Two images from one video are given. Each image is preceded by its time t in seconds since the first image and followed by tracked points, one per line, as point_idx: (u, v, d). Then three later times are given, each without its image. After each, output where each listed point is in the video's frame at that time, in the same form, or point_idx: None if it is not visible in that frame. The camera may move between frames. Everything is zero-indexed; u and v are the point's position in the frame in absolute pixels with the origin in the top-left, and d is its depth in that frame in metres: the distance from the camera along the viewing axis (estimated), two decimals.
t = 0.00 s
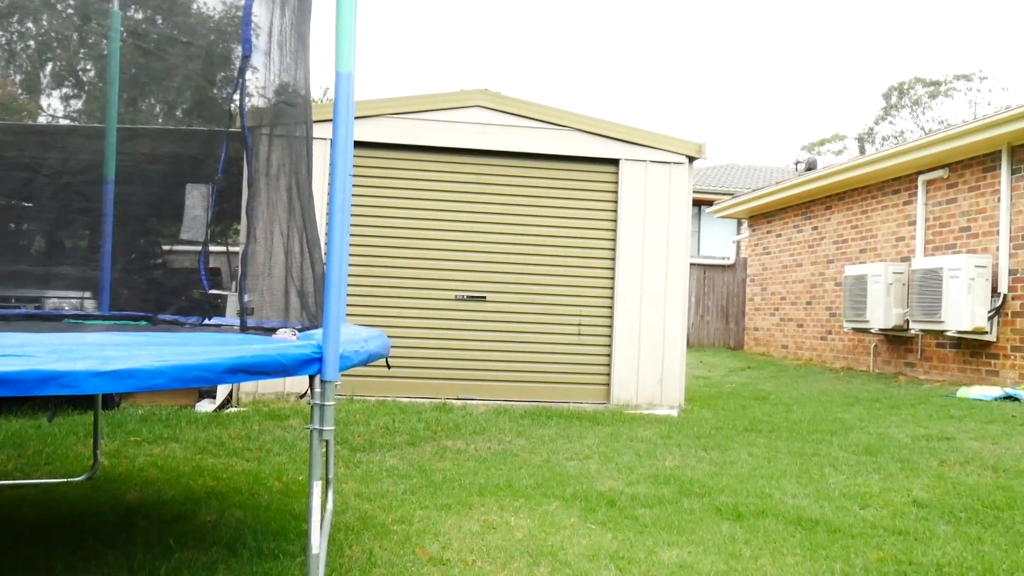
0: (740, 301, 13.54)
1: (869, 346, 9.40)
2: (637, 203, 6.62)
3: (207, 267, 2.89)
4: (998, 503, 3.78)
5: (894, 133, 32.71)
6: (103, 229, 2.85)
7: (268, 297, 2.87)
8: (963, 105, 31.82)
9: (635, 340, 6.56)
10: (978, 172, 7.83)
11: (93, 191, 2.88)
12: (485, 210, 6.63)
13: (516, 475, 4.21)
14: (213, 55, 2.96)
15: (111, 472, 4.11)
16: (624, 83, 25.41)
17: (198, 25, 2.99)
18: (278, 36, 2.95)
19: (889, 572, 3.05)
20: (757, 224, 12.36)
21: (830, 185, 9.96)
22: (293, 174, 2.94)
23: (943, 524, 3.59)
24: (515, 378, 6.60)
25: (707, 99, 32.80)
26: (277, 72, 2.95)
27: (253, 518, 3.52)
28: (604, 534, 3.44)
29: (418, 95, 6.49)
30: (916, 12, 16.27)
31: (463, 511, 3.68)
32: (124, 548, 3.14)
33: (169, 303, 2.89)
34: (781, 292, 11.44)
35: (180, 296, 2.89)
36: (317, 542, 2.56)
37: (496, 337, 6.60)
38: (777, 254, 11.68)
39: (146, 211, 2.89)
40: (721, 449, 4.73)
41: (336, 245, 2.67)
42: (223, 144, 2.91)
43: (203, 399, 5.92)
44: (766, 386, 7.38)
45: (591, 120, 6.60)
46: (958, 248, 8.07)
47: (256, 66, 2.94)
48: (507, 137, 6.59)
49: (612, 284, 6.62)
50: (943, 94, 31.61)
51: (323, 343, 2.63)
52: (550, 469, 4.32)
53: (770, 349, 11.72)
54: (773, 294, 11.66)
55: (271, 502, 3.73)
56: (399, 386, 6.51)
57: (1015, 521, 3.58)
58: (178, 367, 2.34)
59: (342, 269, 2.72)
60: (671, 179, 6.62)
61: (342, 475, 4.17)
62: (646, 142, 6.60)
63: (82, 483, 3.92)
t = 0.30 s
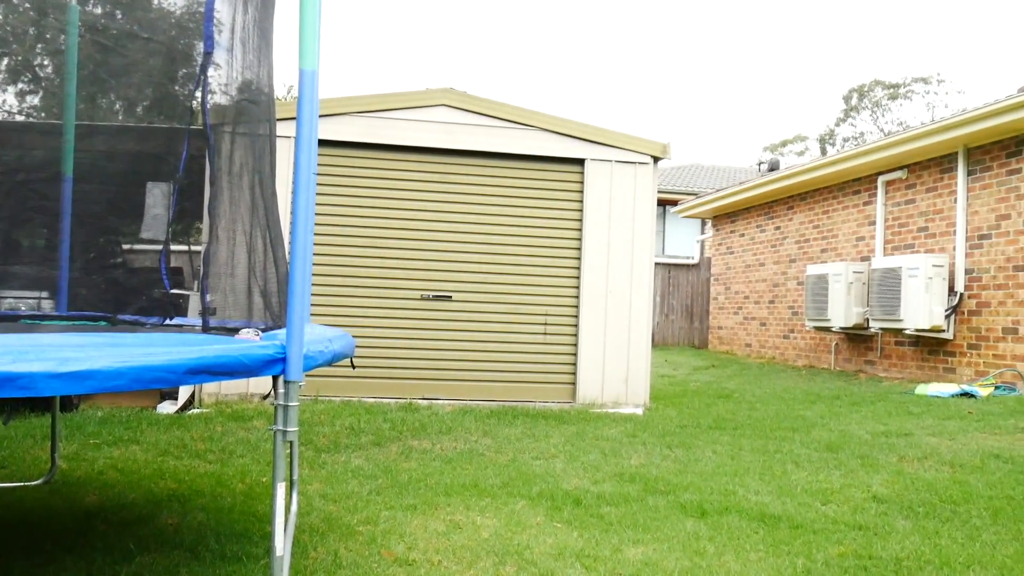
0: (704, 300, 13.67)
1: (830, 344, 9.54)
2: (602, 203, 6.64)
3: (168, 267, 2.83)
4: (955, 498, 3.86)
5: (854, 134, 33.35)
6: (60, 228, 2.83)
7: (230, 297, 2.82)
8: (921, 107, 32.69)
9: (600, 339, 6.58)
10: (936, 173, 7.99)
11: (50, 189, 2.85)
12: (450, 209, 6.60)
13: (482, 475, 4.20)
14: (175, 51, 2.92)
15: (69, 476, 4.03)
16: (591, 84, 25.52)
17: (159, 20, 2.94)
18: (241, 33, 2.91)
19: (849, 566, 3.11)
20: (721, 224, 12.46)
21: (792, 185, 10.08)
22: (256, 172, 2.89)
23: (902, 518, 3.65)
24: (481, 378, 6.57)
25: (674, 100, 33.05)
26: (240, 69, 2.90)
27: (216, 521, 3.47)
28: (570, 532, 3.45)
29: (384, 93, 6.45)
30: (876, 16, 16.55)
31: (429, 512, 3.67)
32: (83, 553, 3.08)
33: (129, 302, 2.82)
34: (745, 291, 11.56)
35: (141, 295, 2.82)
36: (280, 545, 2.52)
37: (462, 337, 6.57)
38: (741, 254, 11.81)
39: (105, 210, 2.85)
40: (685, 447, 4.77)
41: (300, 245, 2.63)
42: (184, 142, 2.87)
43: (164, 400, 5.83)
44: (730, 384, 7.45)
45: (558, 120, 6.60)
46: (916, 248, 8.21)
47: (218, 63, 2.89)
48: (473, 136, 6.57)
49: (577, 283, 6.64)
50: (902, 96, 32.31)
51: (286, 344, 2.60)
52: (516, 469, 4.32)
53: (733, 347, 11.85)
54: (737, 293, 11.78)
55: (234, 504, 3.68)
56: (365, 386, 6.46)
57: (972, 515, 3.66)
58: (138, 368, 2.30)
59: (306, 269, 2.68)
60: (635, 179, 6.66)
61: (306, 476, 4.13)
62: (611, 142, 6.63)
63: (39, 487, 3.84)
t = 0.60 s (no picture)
0: (667, 299, 13.88)
1: (791, 342, 9.67)
2: (565, 202, 6.65)
3: (128, 267, 2.78)
4: (912, 493, 3.93)
5: (815, 135, 33.85)
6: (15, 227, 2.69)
7: (192, 297, 2.81)
8: (881, 110, 33.10)
9: (565, 338, 6.59)
10: (894, 174, 8.12)
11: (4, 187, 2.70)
12: (415, 208, 6.54)
13: (447, 475, 4.20)
14: (134, 47, 2.88)
15: (25, 480, 3.95)
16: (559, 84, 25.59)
17: (118, 15, 2.87)
18: (202, 30, 2.91)
19: (810, 562, 3.15)
20: (685, 224, 12.57)
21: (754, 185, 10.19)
22: (218, 171, 2.91)
23: (861, 514, 3.71)
24: (446, 377, 6.52)
25: (641, 101, 33.24)
26: (201, 67, 2.91)
27: (177, 524, 3.42)
28: (534, 531, 3.46)
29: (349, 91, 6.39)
30: (828, 21, 16.90)
31: (393, 512, 3.65)
32: (40, 559, 3.02)
33: (87, 303, 2.77)
34: (708, 290, 11.68)
35: (99, 295, 2.77)
36: (243, 548, 2.53)
37: (427, 336, 6.52)
38: (705, 254, 11.91)
39: (62, 208, 2.76)
40: (649, 446, 4.80)
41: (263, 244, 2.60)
42: (144, 139, 2.83)
43: (124, 403, 5.74)
44: (694, 382, 7.52)
45: (524, 120, 6.59)
46: (876, 248, 8.35)
47: (179, 60, 2.89)
48: (439, 135, 6.52)
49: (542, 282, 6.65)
50: (862, 99, 32.87)
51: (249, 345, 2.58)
52: (481, 468, 4.32)
53: (697, 346, 11.96)
54: (700, 292, 11.90)
55: (196, 507, 3.64)
56: (329, 386, 6.41)
57: (929, 509, 3.74)
58: (95, 369, 2.26)
59: (269, 268, 2.67)
60: (600, 180, 6.68)
61: (269, 478, 4.09)
62: (578, 142, 6.64)
63: None
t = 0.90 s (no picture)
0: (630, 298, 14.06)
1: (752, 341, 9.79)
2: (529, 202, 6.66)
3: (84, 266, 2.73)
4: (869, 488, 4.00)
5: (776, 137, 34.31)
6: None
7: (149, 297, 2.73)
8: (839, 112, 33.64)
9: (528, 337, 6.59)
10: (851, 175, 8.26)
11: None
12: (378, 207, 6.50)
13: (410, 475, 4.18)
14: (91, 42, 2.83)
15: None
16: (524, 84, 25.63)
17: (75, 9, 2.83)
18: (160, 24, 2.82)
19: (771, 557, 3.19)
20: (648, 223, 12.66)
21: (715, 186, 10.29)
22: (176, 169, 2.81)
23: (821, 509, 3.77)
24: (409, 377, 6.47)
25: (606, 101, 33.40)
26: (160, 63, 2.82)
27: (135, 528, 3.37)
28: (498, 531, 3.46)
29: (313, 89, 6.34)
30: (789, 24, 17.15)
31: (356, 513, 3.63)
32: None
33: (41, 303, 2.73)
34: (671, 290, 11.78)
35: (55, 295, 2.73)
36: (203, 551, 2.51)
37: (389, 336, 6.47)
38: (667, 253, 12.01)
39: (16, 207, 2.76)
40: (612, 444, 4.83)
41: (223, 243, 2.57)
42: (101, 136, 2.77)
43: (80, 405, 5.63)
44: (656, 381, 7.59)
45: (488, 119, 6.58)
46: (834, 248, 8.49)
47: (137, 55, 2.80)
48: (402, 134, 6.47)
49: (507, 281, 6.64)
50: (822, 101, 33.42)
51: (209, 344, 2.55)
52: (445, 468, 4.31)
53: (659, 345, 12.06)
54: (663, 291, 11.99)
55: (154, 510, 3.58)
56: (290, 387, 6.32)
57: (885, 504, 3.81)
58: (49, 372, 2.21)
59: (230, 267, 2.62)
60: (564, 180, 6.70)
61: (230, 480, 4.04)
62: (541, 143, 6.66)
63: None
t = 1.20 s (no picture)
0: (592, 297, 14.14)
1: (712, 340, 9.89)
2: (491, 201, 6.65)
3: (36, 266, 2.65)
4: (827, 484, 4.07)
5: (735, 138, 34.80)
6: None
7: (105, 297, 2.68)
8: (797, 113, 34.57)
9: (490, 336, 6.59)
10: (809, 176, 8.39)
11: None
12: (338, 205, 6.44)
13: (372, 476, 4.16)
14: (43, 36, 2.75)
15: None
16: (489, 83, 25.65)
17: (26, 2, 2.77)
18: (114, 19, 2.77)
19: (730, 553, 3.23)
20: (610, 223, 12.74)
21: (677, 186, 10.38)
22: (132, 166, 2.76)
23: (779, 505, 3.82)
24: (370, 377, 6.44)
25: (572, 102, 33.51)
26: (115, 58, 2.77)
27: (89, 533, 3.30)
28: (461, 531, 3.45)
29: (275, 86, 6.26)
30: (748, 27, 17.39)
31: (317, 515, 3.60)
32: None
33: None
34: (632, 289, 11.86)
35: (6, 295, 2.65)
36: (160, 555, 2.53)
37: (350, 335, 6.42)
38: (628, 253, 12.08)
39: None
40: (575, 443, 4.85)
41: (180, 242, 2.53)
42: (53, 133, 2.72)
43: (32, 407, 5.51)
44: (618, 380, 7.64)
45: (451, 118, 6.56)
46: (792, 247, 8.61)
47: (91, 51, 2.75)
48: (364, 132, 6.43)
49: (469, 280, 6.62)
50: (779, 103, 34.17)
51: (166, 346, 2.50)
52: (407, 468, 4.30)
53: (621, 344, 12.15)
54: (625, 291, 12.08)
55: (110, 514, 3.52)
56: (250, 388, 6.24)
57: (841, 499, 3.87)
58: None
59: (187, 267, 2.57)
60: (526, 179, 6.71)
61: (188, 482, 3.99)
62: (504, 142, 6.66)
63: None
